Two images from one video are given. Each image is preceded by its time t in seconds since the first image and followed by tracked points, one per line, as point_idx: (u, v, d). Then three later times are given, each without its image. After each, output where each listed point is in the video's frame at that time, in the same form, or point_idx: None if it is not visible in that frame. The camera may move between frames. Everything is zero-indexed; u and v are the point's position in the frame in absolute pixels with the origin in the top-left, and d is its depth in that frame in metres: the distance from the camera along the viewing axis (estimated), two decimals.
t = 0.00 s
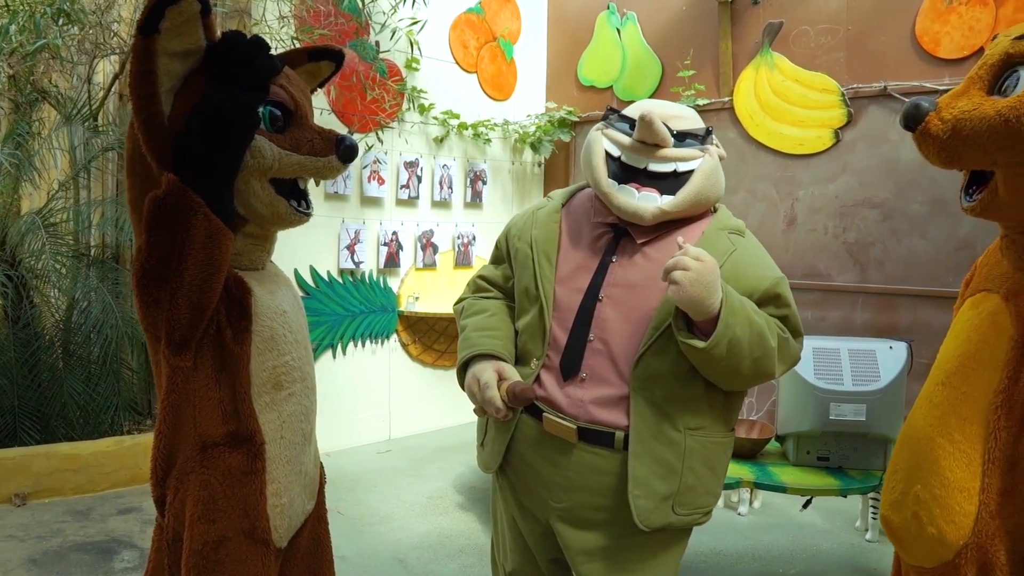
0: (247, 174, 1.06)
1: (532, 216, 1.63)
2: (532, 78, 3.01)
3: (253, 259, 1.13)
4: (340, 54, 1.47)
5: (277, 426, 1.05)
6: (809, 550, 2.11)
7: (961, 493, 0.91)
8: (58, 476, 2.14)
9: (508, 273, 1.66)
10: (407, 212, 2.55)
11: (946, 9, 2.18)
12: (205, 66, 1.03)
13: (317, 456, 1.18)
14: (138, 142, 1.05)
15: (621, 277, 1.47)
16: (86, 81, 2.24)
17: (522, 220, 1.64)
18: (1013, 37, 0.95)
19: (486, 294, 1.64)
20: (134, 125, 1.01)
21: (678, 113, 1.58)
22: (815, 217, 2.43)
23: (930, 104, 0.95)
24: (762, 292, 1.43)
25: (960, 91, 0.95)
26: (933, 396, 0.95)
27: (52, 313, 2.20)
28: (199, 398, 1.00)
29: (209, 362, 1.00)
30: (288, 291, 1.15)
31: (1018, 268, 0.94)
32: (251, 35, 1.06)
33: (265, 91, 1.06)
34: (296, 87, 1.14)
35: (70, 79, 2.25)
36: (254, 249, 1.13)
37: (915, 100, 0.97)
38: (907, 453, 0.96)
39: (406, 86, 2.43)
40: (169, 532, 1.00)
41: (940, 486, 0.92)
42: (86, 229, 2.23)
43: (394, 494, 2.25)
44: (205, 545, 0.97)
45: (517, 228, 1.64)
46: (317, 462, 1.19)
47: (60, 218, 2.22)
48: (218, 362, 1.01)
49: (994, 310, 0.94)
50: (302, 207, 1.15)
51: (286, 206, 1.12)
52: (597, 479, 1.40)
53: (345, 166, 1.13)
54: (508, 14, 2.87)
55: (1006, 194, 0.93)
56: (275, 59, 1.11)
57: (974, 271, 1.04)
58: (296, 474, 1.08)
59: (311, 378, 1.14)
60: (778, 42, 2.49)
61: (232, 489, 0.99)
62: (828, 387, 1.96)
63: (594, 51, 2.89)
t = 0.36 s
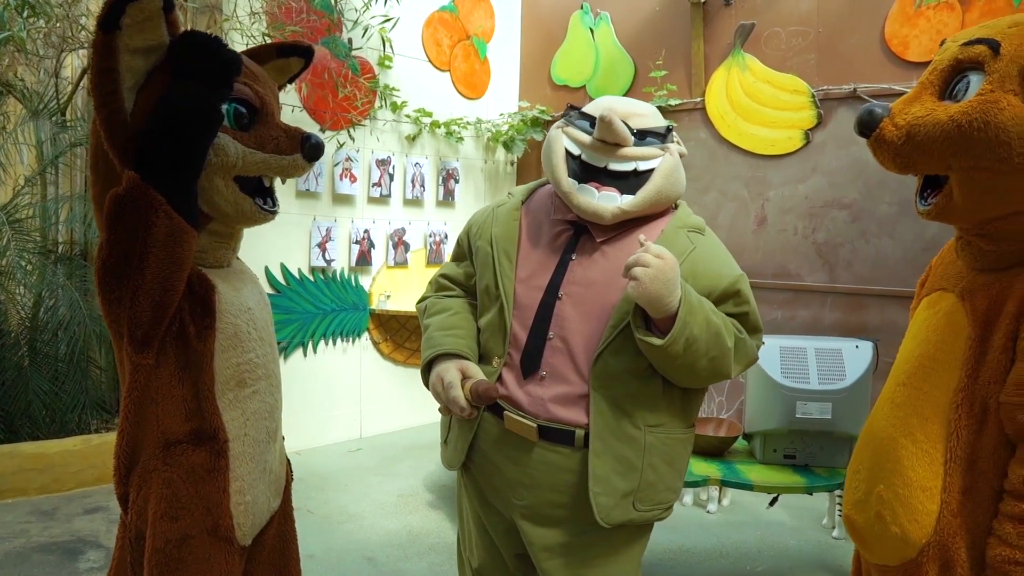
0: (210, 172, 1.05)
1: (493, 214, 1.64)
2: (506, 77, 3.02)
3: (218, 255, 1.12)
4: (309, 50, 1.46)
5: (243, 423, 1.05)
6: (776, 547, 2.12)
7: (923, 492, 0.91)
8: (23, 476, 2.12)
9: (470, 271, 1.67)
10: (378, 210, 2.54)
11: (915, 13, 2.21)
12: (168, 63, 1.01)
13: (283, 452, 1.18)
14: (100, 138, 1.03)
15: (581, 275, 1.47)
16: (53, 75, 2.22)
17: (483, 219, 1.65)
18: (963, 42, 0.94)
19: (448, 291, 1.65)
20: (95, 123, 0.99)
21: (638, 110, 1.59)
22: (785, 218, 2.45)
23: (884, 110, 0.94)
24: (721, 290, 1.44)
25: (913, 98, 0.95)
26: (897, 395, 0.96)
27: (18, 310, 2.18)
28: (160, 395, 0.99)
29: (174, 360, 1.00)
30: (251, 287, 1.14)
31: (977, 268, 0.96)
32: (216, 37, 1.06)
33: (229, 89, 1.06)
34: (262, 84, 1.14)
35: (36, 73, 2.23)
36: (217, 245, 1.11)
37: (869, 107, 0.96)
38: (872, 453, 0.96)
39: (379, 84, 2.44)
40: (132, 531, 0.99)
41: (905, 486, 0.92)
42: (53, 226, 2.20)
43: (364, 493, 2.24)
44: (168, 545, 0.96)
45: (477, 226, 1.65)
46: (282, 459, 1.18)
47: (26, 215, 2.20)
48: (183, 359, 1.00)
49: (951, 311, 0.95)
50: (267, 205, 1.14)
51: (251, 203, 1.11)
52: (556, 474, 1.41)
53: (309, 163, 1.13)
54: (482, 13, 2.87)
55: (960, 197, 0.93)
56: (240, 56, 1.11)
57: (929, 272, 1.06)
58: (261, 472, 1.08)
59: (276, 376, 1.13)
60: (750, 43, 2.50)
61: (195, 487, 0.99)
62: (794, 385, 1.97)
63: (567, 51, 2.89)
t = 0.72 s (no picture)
0: (151, 167, 1.04)
1: (439, 211, 1.63)
2: (462, 74, 3.01)
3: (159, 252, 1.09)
4: (254, 45, 1.45)
5: (185, 420, 1.03)
6: (727, 542, 2.14)
7: (864, 488, 0.91)
8: None
9: (416, 268, 1.67)
10: (333, 207, 2.53)
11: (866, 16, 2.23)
12: (106, 57, 0.99)
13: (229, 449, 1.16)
14: (36, 133, 1.01)
15: (526, 272, 1.48)
16: None
17: (429, 216, 1.64)
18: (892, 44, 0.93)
19: (394, 289, 1.65)
20: (31, 118, 0.97)
21: (585, 108, 1.59)
22: (737, 216, 2.47)
23: (815, 115, 0.93)
24: (667, 289, 1.44)
25: (843, 102, 0.94)
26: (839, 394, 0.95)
27: None
28: (98, 394, 0.97)
29: (112, 357, 0.98)
30: (195, 282, 1.12)
31: (914, 266, 0.95)
32: (159, 31, 1.04)
33: (168, 82, 1.04)
34: (205, 79, 1.12)
35: None
36: (159, 242, 1.09)
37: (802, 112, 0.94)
38: (816, 451, 0.96)
39: (332, 81, 2.43)
40: (71, 531, 0.98)
41: (848, 483, 0.91)
42: None
43: (317, 492, 2.23)
44: (109, 544, 0.95)
45: (423, 223, 1.64)
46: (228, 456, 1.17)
47: None
48: (122, 357, 0.99)
49: (887, 307, 0.94)
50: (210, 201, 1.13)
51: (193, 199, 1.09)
52: (501, 473, 1.40)
53: (253, 160, 1.11)
54: (438, 10, 2.86)
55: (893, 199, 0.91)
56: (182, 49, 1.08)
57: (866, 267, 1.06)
58: (204, 469, 1.06)
59: (219, 372, 1.12)
60: (704, 43, 2.52)
61: (135, 487, 0.97)
62: (741, 381, 1.99)
63: (523, 49, 2.89)
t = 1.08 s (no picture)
0: (82, 163, 0.98)
1: (381, 207, 1.57)
2: (412, 71, 3.00)
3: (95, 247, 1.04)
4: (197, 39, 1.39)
5: (122, 419, 0.99)
6: (677, 536, 2.16)
7: (816, 483, 0.86)
8: None
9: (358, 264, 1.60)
10: (282, 204, 2.52)
11: (811, 15, 2.26)
12: (34, 46, 0.95)
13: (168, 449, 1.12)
14: None
15: (468, 267, 1.44)
16: None
17: (371, 211, 1.58)
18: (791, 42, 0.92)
19: (335, 286, 1.58)
20: None
21: (526, 104, 1.54)
22: (686, 213, 2.50)
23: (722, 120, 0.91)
24: (610, 284, 1.43)
25: (749, 103, 0.93)
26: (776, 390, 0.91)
27: None
28: (31, 394, 0.93)
29: (44, 357, 0.94)
30: (132, 280, 1.08)
31: (834, 259, 0.93)
32: (92, 17, 0.99)
33: (101, 72, 0.99)
34: (141, 69, 1.07)
35: None
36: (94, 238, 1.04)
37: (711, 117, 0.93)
38: (761, 450, 0.91)
39: (281, 76, 2.42)
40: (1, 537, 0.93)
41: (798, 478, 0.86)
42: None
43: (267, 491, 2.21)
44: (42, 547, 0.91)
45: (366, 218, 1.58)
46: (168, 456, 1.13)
47: None
48: (54, 356, 0.94)
49: (816, 301, 0.91)
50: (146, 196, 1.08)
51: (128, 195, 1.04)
52: (445, 471, 1.36)
53: (190, 155, 1.07)
54: (388, 6, 2.85)
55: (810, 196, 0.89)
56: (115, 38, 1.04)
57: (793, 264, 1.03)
58: (143, 469, 1.02)
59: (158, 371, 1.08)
60: (653, 41, 2.53)
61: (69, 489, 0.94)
62: (687, 376, 2.01)
63: (475, 46, 2.89)
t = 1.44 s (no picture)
0: (30, 155, 0.97)
1: (339, 203, 1.56)
2: (378, 66, 2.99)
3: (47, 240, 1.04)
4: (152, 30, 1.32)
5: (74, 417, 0.99)
6: (638, 533, 2.18)
7: (764, 477, 0.85)
8: None
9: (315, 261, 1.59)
10: (246, 198, 2.51)
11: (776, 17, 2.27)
12: None
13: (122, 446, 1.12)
14: None
15: (426, 265, 1.42)
16: None
17: (329, 208, 1.56)
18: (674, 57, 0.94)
19: (292, 283, 1.56)
20: None
21: (485, 102, 1.52)
22: (651, 212, 2.52)
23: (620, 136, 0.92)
24: (568, 282, 1.43)
25: (643, 120, 0.94)
26: (708, 392, 0.91)
27: None
28: None
29: None
30: (83, 275, 1.06)
31: (743, 259, 0.94)
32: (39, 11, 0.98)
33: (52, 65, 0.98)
34: (95, 61, 1.06)
35: None
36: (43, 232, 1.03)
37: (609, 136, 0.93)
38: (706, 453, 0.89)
39: (245, 70, 2.41)
40: None
41: (746, 474, 0.85)
42: None
43: (228, 489, 2.19)
44: None
45: (323, 215, 1.56)
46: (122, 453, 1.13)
47: None
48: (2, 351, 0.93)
49: (730, 303, 0.91)
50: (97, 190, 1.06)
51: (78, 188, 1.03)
52: (401, 469, 1.35)
53: (144, 149, 1.05)
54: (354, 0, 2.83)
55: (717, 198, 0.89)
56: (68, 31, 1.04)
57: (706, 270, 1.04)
58: (95, 467, 1.02)
59: (111, 368, 1.07)
60: (620, 40, 2.54)
61: (17, 486, 0.93)
62: (648, 375, 2.01)
63: (442, 42, 2.88)
